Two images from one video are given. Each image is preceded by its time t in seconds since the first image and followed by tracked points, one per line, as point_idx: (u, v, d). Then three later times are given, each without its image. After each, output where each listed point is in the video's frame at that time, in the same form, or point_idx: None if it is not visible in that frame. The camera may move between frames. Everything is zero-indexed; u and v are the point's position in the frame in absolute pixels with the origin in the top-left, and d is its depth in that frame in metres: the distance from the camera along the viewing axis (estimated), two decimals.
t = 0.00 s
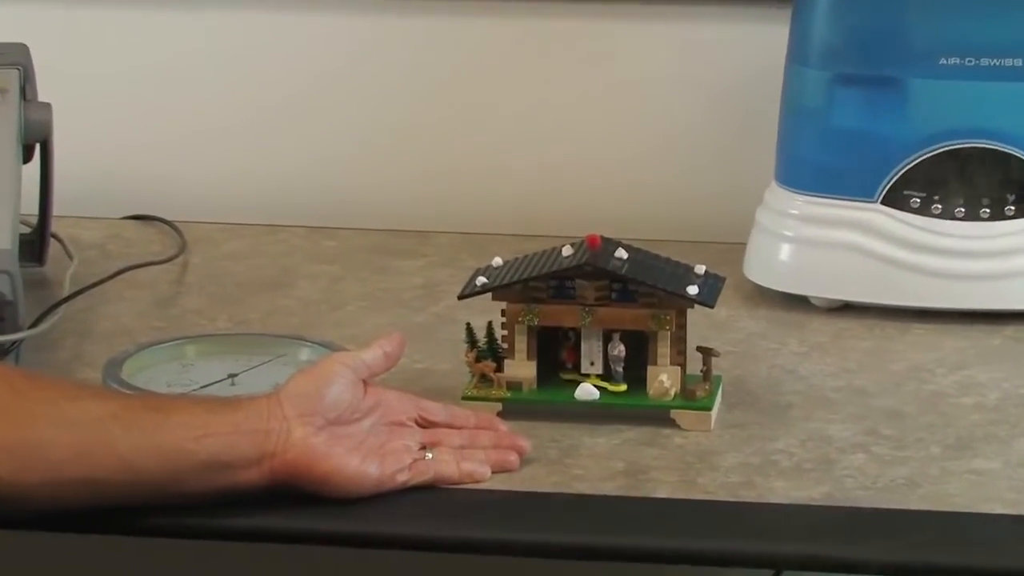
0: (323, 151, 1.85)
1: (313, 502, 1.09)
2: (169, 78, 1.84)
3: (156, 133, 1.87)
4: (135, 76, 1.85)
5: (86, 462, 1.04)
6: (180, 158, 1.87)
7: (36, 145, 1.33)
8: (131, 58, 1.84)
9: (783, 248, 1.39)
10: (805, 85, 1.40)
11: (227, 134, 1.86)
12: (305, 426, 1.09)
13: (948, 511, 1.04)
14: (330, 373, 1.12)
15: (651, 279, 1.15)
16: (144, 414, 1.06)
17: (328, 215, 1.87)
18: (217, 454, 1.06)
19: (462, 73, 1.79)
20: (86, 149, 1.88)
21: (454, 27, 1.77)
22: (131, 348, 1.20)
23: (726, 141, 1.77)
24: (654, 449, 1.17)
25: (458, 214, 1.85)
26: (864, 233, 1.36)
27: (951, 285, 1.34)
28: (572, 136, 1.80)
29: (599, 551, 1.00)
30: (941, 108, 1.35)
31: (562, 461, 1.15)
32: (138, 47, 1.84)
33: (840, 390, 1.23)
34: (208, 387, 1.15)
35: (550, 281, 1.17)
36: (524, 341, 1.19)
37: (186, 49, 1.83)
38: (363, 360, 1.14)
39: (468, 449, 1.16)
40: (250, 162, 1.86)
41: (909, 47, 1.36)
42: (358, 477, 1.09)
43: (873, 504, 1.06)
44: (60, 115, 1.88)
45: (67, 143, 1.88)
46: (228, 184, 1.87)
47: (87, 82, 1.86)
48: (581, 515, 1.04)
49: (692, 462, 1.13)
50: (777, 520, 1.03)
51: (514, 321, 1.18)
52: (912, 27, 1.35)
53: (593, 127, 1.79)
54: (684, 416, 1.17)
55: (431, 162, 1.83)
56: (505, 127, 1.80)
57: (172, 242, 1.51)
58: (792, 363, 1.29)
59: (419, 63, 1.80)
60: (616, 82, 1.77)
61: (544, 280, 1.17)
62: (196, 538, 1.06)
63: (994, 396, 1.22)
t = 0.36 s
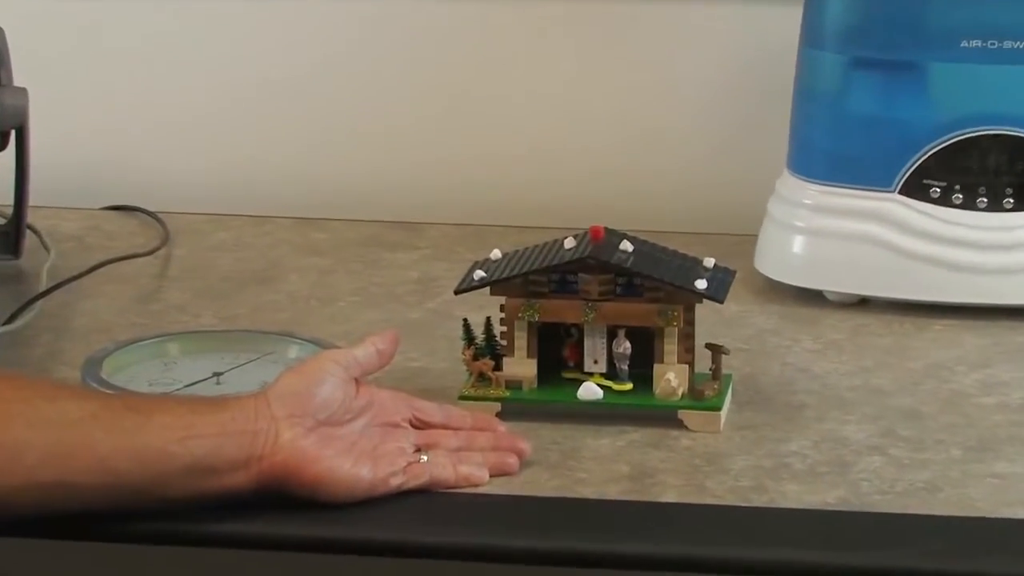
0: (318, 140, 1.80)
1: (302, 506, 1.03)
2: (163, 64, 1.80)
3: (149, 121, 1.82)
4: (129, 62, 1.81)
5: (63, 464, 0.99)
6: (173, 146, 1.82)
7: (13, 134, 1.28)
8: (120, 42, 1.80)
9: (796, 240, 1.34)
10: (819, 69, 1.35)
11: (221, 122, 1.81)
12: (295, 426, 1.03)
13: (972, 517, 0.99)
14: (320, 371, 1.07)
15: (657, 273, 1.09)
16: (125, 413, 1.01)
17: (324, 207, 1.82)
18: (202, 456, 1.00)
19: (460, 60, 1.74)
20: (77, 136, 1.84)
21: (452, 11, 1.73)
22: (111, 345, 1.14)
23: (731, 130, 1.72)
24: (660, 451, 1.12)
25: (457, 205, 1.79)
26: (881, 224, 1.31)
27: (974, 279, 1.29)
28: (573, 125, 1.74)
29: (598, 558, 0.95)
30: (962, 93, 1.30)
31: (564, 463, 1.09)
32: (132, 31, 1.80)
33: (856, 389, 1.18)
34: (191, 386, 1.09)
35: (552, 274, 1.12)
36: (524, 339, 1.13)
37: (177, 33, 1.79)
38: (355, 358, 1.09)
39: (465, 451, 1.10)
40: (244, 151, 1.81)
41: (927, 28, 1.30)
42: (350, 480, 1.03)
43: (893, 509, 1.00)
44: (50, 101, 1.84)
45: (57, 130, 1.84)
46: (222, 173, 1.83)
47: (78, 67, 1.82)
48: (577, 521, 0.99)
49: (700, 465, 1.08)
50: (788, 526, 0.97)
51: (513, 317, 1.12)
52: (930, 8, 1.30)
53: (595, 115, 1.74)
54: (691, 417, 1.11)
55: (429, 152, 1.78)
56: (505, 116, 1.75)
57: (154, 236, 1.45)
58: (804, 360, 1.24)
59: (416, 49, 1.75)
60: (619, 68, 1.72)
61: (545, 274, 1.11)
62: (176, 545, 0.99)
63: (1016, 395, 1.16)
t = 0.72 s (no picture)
0: (306, 126, 1.74)
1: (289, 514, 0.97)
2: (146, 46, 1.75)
3: (132, 106, 1.77)
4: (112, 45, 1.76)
5: (35, 464, 0.93)
6: (157, 132, 1.77)
7: None
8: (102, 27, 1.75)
9: (809, 232, 1.28)
10: (834, 53, 1.29)
11: (205, 108, 1.75)
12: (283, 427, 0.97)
13: (996, 528, 0.93)
14: (311, 367, 0.99)
15: (660, 268, 1.03)
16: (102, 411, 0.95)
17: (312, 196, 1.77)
18: (184, 456, 0.94)
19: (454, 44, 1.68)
20: (59, 121, 1.79)
21: None
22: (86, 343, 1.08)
23: (733, 116, 1.65)
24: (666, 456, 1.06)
25: (450, 195, 1.73)
26: (899, 214, 1.25)
27: (996, 273, 1.23)
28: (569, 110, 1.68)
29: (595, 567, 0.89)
30: (981, 76, 1.24)
31: (564, 469, 1.03)
32: (114, 13, 1.74)
33: (872, 391, 1.12)
34: (170, 386, 1.03)
35: (551, 269, 1.06)
36: (521, 337, 1.07)
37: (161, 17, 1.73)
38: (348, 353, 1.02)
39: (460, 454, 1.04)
40: (229, 138, 1.76)
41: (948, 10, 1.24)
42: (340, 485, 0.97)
43: (911, 519, 0.94)
44: (31, 86, 1.78)
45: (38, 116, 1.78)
46: (207, 160, 1.77)
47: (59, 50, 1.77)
48: (574, 532, 0.92)
49: (708, 472, 1.01)
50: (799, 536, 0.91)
51: (510, 314, 1.06)
52: None
53: (591, 101, 1.67)
54: (697, 421, 1.06)
55: (420, 139, 1.72)
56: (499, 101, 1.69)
57: (131, 230, 1.39)
58: (817, 359, 1.18)
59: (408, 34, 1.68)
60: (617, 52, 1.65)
61: (543, 269, 1.05)
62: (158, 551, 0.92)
63: None
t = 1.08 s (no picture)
0: (286, 116, 1.68)
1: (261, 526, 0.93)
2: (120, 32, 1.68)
3: (104, 94, 1.70)
4: (84, 30, 1.69)
5: None
6: (131, 121, 1.71)
7: None
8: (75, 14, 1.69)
9: (811, 223, 1.22)
10: (838, 35, 1.22)
11: (182, 96, 1.69)
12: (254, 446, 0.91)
13: (1012, 537, 0.87)
14: (286, 378, 0.92)
15: (655, 262, 0.97)
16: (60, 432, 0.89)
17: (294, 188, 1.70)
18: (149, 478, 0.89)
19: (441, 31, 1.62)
20: (30, 109, 1.72)
21: None
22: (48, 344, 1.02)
23: (727, 105, 1.60)
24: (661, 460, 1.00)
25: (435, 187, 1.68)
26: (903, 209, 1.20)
27: (1011, 265, 1.18)
28: (557, 99, 1.62)
29: None
30: (993, 58, 1.18)
31: (552, 476, 0.97)
32: None
33: (878, 391, 1.06)
34: (135, 389, 0.97)
35: (538, 262, 1.00)
36: (507, 334, 1.01)
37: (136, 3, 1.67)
38: (326, 358, 0.94)
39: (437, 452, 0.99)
40: (206, 127, 1.70)
41: None
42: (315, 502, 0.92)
43: (922, 528, 0.88)
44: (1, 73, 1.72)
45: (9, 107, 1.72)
46: (184, 151, 1.71)
47: (31, 35, 1.70)
48: (564, 543, 0.87)
49: (705, 477, 0.96)
50: (803, 548, 0.86)
51: (495, 310, 1.00)
52: None
53: (582, 89, 1.61)
54: (693, 423, 1.00)
55: (404, 129, 1.66)
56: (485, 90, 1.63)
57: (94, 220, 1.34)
58: (820, 358, 1.12)
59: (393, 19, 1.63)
60: (610, 39, 1.59)
61: (530, 263, 0.99)
62: (127, 566, 0.88)
63: None
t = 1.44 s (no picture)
0: (249, 97, 1.55)
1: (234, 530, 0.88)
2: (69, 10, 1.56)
3: (50, 72, 1.57)
4: (26, 1, 1.56)
5: None
6: (79, 102, 1.58)
7: None
8: None
9: (815, 210, 1.17)
10: (845, 12, 1.17)
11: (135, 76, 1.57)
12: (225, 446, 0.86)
13: None
14: (256, 377, 0.87)
15: (650, 253, 0.92)
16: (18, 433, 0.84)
17: (256, 175, 1.58)
18: (113, 482, 0.84)
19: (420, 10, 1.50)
20: None
21: None
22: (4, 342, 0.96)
23: (723, 87, 1.48)
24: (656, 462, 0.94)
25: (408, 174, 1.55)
26: (912, 196, 1.14)
27: None
28: (543, 82, 1.51)
29: None
30: (1007, 36, 1.12)
31: (541, 481, 0.92)
32: None
33: (887, 390, 1.00)
34: (98, 388, 0.91)
35: (526, 254, 0.94)
36: (493, 330, 0.95)
37: None
38: (299, 355, 0.89)
39: (423, 456, 0.94)
40: (162, 110, 1.57)
41: None
42: (291, 506, 0.87)
43: (934, 537, 0.83)
44: None
45: None
46: (138, 134, 1.59)
47: None
48: (553, 556, 0.82)
49: (704, 481, 0.90)
50: (807, 560, 0.80)
51: (480, 305, 0.94)
52: None
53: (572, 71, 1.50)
54: (691, 424, 0.94)
55: (375, 113, 1.54)
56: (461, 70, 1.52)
57: (53, 211, 1.29)
58: (824, 354, 1.06)
59: None
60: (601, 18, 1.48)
61: (517, 255, 0.93)
62: None
63: None
